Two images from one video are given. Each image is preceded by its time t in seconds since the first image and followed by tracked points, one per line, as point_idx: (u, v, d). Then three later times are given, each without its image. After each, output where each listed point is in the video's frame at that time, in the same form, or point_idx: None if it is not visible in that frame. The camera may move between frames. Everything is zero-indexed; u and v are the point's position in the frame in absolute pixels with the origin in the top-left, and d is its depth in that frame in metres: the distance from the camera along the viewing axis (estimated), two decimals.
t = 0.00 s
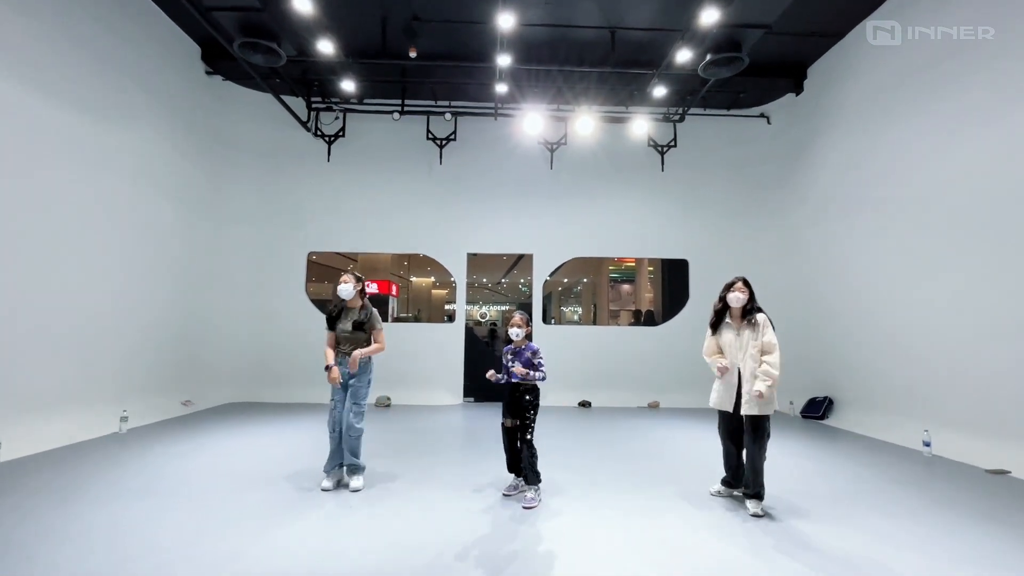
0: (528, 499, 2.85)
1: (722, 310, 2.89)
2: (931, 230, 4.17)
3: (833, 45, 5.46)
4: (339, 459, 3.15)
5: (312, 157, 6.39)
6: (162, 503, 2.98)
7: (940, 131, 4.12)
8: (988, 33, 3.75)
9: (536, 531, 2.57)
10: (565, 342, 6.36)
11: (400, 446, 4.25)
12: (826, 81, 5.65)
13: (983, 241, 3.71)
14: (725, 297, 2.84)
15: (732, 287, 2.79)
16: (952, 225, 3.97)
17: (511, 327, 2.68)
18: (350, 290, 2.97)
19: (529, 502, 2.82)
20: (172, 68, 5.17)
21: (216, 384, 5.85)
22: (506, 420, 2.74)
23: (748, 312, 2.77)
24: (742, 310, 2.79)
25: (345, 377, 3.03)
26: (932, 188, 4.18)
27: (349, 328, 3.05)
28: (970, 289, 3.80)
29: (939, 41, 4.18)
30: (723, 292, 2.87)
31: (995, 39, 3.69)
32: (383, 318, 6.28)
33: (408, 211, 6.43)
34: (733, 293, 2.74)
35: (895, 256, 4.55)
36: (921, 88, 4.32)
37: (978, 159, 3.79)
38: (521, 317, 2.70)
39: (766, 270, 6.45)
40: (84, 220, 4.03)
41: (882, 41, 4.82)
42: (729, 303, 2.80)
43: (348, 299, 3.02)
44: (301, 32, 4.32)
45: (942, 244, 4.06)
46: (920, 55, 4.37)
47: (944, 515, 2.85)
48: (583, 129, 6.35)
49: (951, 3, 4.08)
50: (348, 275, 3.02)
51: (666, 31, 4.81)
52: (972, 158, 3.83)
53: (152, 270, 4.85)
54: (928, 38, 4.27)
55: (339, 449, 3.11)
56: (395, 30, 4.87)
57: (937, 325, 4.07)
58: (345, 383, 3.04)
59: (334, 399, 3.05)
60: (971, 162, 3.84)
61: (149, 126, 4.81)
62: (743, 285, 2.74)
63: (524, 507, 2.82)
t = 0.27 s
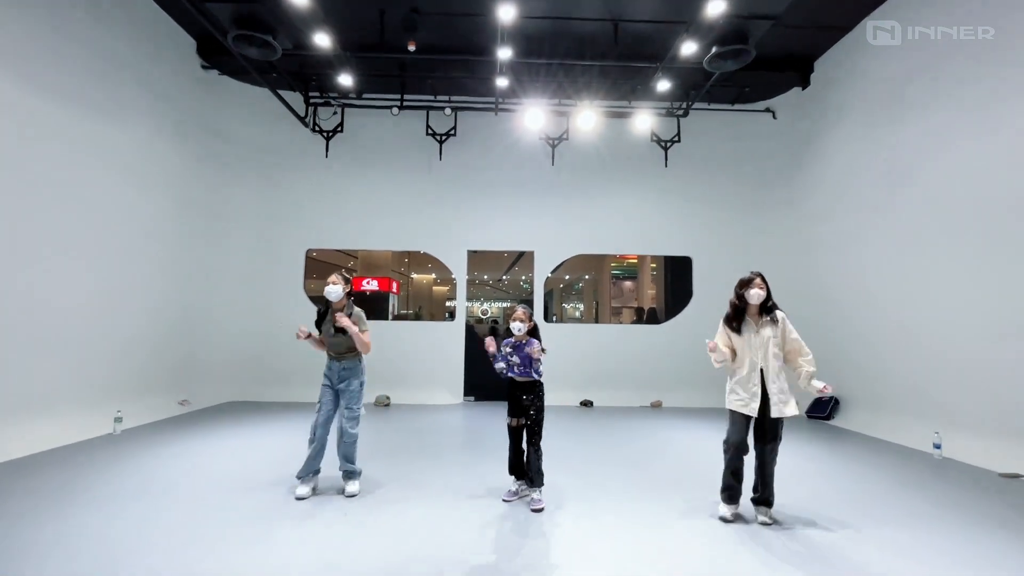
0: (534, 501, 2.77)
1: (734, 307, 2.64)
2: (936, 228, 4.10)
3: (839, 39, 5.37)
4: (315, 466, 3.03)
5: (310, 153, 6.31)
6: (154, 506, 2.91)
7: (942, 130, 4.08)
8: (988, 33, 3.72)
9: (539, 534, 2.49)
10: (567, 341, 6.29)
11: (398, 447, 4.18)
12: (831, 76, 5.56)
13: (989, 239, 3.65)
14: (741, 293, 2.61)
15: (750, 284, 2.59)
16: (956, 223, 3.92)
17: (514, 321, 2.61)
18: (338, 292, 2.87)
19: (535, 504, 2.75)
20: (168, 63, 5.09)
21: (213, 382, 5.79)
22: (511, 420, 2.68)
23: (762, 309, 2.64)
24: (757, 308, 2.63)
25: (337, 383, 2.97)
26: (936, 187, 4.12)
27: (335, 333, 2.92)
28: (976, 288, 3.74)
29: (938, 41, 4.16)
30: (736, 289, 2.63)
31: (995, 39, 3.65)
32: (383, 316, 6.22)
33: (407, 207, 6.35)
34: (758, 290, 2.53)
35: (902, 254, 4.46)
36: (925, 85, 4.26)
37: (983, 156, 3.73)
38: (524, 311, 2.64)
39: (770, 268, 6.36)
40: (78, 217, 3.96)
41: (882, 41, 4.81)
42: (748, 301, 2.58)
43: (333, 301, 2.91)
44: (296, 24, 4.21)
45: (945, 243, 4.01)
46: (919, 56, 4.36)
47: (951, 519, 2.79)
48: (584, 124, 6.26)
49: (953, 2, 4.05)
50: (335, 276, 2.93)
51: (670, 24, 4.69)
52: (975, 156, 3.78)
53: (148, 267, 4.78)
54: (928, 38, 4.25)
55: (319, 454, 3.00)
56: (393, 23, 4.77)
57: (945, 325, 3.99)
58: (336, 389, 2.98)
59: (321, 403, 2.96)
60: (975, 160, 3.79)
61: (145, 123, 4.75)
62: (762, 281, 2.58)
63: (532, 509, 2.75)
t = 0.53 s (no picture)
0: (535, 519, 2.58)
1: (754, 316, 2.42)
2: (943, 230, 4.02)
3: (842, 39, 5.29)
4: (299, 482, 2.81)
5: (306, 154, 6.22)
6: (140, 517, 2.80)
7: (944, 131, 4.01)
8: (988, 33, 3.69)
9: (542, 548, 2.37)
10: (568, 345, 6.18)
11: (396, 455, 4.07)
12: (834, 77, 5.49)
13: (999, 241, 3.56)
14: (762, 302, 2.41)
15: (771, 291, 2.40)
16: (959, 225, 3.83)
17: (518, 336, 2.50)
18: (338, 299, 2.74)
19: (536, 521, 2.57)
20: (162, 62, 5.01)
21: (207, 388, 5.68)
22: (518, 428, 2.50)
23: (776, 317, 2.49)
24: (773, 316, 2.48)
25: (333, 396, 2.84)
26: (938, 187, 4.04)
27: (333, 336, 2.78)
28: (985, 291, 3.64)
29: (938, 41, 4.12)
30: (756, 296, 2.42)
31: (995, 39, 3.63)
32: (381, 320, 6.12)
33: (406, 209, 6.25)
34: (777, 297, 2.35)
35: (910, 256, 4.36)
36: (928, 84, 4.19)
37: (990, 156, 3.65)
38: (527, 324, 2.55)
39: (775, 270, 6.25)
40: (67, 220, 3.86)
41: (882, 41, 4.77)
42: (768, 309, 2.40)
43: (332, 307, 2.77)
44: (290, 22, 4.12)
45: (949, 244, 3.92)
46: (920, 56, 4.31)
47: (967, 531, 2.68)
48: (585, 125, 6.18)
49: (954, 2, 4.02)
50: (335, 281, 2.79)
51: (672, 23, 4.61)
52: (979, 155, 3.71)
53: (140, 271, 4.69)
54: (928, 39, 4.22)
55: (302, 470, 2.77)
56: (390, 22, 4.69)
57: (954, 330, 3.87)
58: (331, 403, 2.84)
59: (306, 416, 2.73)
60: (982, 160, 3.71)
61: (138, 123, 4.66)
62: (780, 288, 2.42)
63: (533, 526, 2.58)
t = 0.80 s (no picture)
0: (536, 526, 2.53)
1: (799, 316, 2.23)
2: (952, 226, 3.94)
3: (848, 32, 5.20)
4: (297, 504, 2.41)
5: (303, 150, 6.14)
6: (131, 519, 2.73)
7: (949, 128, 4.00)
8: (988, 34, 3.71)
9: (544, 555, 2.29)
10: (569, 343, 6.10)
11: (394, 455, 4.01)
12: (838, 71, 5.42)
13: (1010, 235, 3.48)
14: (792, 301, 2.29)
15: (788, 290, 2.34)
16: (971, 222, 3.78)
17: (530, 338, 2.41)
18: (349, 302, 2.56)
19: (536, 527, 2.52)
20: (157, 56, 4.93)
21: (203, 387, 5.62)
22: (536, 432, 2.42)
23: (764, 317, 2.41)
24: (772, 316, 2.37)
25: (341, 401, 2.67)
26: (948, 184, 4.00)
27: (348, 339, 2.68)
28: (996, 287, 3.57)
29: (938, 42, 4.13)
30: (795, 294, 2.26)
31: (995, 40, 3.64)
32: (381, 317, 6.06)
33: (405, 205, 6.17)
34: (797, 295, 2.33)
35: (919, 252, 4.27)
36: (933, 81, 4.16)
37: (998, 149, 3.60)
38: (536, 324, 2.45)
39: (780, 266, 6.16)
40: (59, 216, 3.79)
41: (882, 41, 4.78)
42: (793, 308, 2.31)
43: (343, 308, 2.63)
44: (283, 12, 4.02)
45: (961, 241, 3.85)
46: (920, 56, 4.31)
47: (979, 534, 2.61)
48: (587, 118, 6.07)
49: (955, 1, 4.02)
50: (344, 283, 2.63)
51: (676, 13, 4.52)
52: (988, 152, 3.67)
53: (134, 269, 4.61)
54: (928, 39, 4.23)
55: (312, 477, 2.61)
56: (386, 13, 4.59)
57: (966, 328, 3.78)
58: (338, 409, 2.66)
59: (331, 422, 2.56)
60: (989, 155, 3.67)
61: (133, 118, 4.58)
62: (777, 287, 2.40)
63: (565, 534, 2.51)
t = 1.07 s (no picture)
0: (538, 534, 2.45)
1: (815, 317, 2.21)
2: (956, 226, 3.90)
3: (849, 31, 5.17)
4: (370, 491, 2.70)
5: (300, 150, 6.08)
6: (119, 528, 2.67)
7: (950, 128, 3.98)
8: (988, 33, 3.70)
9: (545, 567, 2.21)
10: (569, 345, 6.03)
11: (392, 461, 3.93)
12: (839, 71, 5.39)
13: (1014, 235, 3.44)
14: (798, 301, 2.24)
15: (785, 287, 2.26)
16: (975, 222, 3.74)
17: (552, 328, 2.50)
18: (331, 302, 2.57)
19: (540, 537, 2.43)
20: (151, 56, 4.88)
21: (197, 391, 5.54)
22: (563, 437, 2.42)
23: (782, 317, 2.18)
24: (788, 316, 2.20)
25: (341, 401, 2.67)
26: (951, 184, 3.96)
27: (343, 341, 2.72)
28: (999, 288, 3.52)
29: (938, 41, 4.13)
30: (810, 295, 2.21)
31: (995, 40, 3.63)
32: (379, 320, 5.99)
33: (403, 207, 6.10)
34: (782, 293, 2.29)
35: (923, 252, 4.20)
36: (934, 81, 4.14)
37: (1000, 148, 3.57)
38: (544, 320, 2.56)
39: (782, 268, 6.09)
40: (48, 218, 3.72)
41: (882, 41, 4.78)
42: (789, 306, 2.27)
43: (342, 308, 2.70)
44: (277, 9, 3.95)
45: (965, 241, 3.81)
46: (920, 56, 4.31)
47: (990, 541, 2.54)
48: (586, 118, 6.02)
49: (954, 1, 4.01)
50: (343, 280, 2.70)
51: (677, 11, 4.47)
52: (991, 151, 3.64)
53: (126, 271, 4.54)
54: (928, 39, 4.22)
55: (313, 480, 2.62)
56: (383, 12, 4.55)
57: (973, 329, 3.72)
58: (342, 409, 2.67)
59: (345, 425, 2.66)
60: (992, 154, 3.63)
61: (125, 118, 4.52)
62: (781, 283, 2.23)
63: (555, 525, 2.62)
